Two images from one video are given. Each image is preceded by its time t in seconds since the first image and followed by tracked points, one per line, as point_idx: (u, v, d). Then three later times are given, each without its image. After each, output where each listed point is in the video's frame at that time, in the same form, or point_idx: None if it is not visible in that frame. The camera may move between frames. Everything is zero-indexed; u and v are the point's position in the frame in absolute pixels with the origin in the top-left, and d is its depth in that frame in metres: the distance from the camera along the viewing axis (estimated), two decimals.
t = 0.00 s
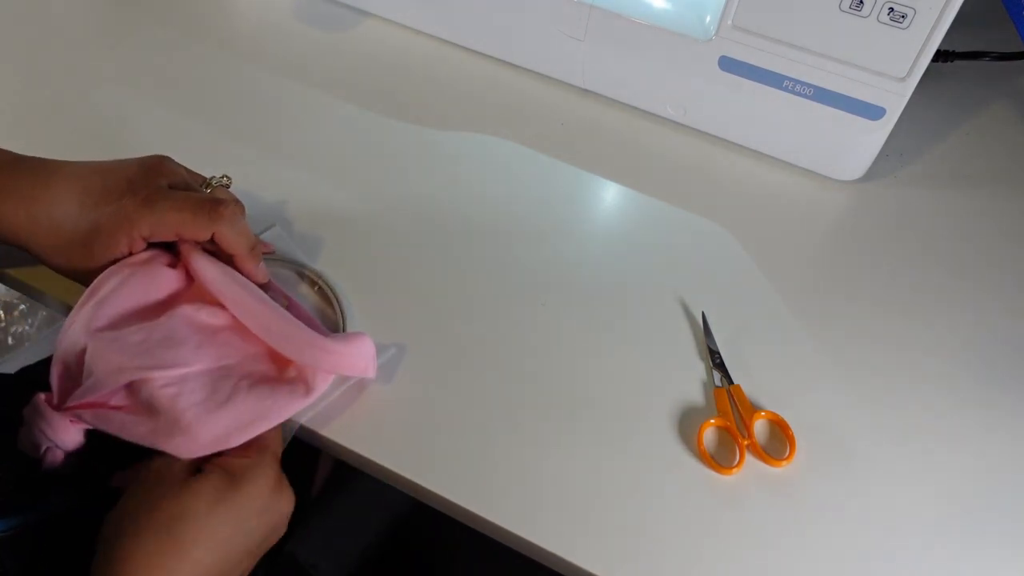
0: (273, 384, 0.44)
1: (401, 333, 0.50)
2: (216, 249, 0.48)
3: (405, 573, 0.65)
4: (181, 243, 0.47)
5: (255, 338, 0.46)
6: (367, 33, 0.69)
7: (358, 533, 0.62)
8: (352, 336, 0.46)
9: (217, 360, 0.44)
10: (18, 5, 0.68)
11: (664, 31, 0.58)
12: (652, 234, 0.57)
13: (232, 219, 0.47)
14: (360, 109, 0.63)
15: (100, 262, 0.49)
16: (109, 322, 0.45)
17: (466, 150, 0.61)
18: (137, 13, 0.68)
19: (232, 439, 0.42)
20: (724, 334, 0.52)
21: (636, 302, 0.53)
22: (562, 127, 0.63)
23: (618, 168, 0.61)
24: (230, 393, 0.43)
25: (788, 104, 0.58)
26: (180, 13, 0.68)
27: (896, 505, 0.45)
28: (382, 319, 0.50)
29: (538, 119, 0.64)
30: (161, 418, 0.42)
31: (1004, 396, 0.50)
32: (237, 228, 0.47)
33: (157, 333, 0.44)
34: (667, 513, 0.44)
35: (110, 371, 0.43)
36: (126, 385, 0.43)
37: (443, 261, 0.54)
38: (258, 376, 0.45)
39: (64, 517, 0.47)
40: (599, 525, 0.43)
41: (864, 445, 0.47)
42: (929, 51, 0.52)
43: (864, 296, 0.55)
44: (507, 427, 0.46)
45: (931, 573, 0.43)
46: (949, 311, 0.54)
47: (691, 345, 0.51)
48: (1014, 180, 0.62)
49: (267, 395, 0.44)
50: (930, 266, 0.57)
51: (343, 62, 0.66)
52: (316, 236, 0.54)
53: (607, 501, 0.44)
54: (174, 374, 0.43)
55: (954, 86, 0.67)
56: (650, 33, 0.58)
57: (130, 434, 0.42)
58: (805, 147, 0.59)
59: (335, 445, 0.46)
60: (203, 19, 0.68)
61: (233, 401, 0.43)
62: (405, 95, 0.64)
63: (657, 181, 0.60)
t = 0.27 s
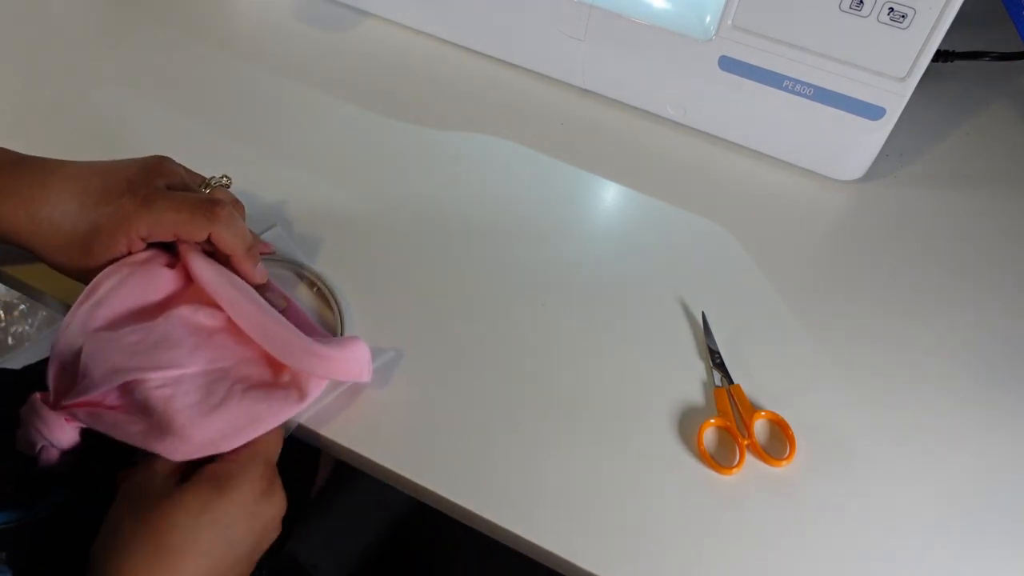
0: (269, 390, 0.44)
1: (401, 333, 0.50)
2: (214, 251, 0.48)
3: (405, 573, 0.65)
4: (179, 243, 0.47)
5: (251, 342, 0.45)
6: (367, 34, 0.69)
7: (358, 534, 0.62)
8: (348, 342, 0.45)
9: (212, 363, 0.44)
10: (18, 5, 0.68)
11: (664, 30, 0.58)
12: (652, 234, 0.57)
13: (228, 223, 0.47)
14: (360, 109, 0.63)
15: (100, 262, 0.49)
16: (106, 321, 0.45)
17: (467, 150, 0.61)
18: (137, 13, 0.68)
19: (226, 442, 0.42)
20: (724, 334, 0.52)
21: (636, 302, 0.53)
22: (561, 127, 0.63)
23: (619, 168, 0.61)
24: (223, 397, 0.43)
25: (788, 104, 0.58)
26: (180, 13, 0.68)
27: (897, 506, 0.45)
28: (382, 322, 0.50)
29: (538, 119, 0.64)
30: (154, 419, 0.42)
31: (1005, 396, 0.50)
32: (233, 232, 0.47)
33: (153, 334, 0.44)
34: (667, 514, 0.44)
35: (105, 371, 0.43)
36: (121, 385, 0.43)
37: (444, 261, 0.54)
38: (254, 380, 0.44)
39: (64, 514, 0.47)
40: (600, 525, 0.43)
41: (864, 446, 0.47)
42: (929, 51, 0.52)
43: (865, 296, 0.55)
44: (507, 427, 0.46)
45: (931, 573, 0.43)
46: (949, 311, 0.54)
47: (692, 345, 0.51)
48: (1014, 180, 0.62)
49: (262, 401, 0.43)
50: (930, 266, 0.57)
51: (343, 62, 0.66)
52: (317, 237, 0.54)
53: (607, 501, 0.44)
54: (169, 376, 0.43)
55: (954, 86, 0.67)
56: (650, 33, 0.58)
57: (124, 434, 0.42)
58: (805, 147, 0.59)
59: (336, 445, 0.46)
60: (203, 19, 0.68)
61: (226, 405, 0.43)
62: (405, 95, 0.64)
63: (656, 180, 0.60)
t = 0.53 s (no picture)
0: (271, 383, 0.44)
1: (402, 333, 0.50)
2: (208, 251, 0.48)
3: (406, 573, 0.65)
4: (176, 246, 0.47)
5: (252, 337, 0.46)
6: (367, 34, 0.69)
7: (361, 535, 0.61)
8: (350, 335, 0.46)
9: (215, 357, 0.44)
10: (18, 5, 0.68)
11: (664, 30, 0.58)
12: (652, 234, 0.57)
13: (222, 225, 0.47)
14: (360, 109, 0.63)
15: (98, 265, 0.49)
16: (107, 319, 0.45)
17: (467, 150, 0.61)
18: (137, 13, 0.68)
19: (228, 435, 0.43)
20: (724, 334, 0.52)
21: (636, 302, 0.53)
22: (561, 127, 0.63)
23: (619, 168, 0.61)
24: (228, 388, 0.43)
25: (788, 104, 0.58)
26: (180, 13, 0.68)
27: (897, 506, 0.45)
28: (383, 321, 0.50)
29: (538, 119, 0.64)
30: (157, 411, 0.42)
31: (1005, 396, 0.50)
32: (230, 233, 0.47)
33: (156, 329, 0.44)
34: (667, 514, 0.44)
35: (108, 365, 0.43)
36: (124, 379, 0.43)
37: (444, 261, 0.54)
38: (256, 373, 0.45)
39: (64, 513, 0.47)
40: (600, 525, 0.43)
41: (865, 446, 0.47)
42: (929, 51, 0.52)
43: (865, 296, 0.55)
44: (507, 427, 0.46)
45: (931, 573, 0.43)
46: (950, 311, 0.54)
47: (692, 345, 0.51)
48: (1014, 180, 0.62)
49: (266, 392, 0.44)
50: (930, 266, 0.57)
51: (343, 62, 0.66)
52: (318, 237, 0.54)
53: (607, 501, 0.44)
54: (172, 368, 0.43)
55: (954, 86, 0.67)
56: (650, 33, 0.58)
57: (127, 427, 0.42)
58: (805, 147, 0.59)
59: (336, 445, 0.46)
60: (203, 19, 0.68)
61: (230, 396, 0.43)
62: (405, 95, 0.64)
63: (656, 180, 0.60)
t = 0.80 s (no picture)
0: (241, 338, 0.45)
1: (402, 332, 0.50)
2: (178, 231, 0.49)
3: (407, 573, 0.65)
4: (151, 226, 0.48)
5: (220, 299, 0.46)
6: (367, 34, 0.68)
7: (358, 536, 0.62)
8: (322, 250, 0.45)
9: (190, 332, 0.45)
10: (18, 5, 0.68)
11: (664, 30, 0.58)
12: (652, 234, 0.57)
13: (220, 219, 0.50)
14: (361, 109, 0.63)
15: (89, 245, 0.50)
16: (122, 277, 0.47)
17: (467, 150, 0.61)
18: (137, 13, 0.68)
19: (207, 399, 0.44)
20: (724, 334, 0.52)
21: (636, 302, 0.53)
22: (561, 127, 0.63)
23: (619, 168, 0.61)
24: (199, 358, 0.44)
25: (788, 104, 0.58)
26: (180, 14, 0.68)
27: (897, 506, 0.45)
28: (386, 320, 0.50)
29: (538, 119, 0.64)
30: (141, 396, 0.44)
31: (1005, 396, 0.50)
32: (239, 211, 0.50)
33: (134, 321, 0.46)
34: (668, 514, 0.44)
35: (120, 206, 0.45)
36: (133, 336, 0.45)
37: (444, 261, 0.54)
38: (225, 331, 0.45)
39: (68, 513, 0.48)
40: (601, 526, 0.43)
41: (864, 446, 0.47)
42: (929, 51, 0.52)
43: (864, 296, 0.55)
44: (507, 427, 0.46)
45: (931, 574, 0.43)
46: (950, 311, 0.54)
47: (692, 345, 0.51)
48: (1014, 180, 0.62)
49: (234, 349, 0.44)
50: (930, 266, 0.57)
51: (344, 62, 0.66)
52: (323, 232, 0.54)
53: (607, 501, 0.44)
54: (152, 353, 0.45)
55: (954, 86, 0.67)
56: (650, 33, 0.58)
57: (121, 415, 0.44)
58: (805, 147, 0.59)
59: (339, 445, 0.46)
60: (203, 19, 0.68)
61: (199, 364, 0.44)
62: (405, 96, 0.64)
63: (656, 180, 0.60)
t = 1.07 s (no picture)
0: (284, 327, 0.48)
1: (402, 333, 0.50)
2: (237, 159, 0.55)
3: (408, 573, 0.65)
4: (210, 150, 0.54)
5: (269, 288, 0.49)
6: (367, 33, 0.68)
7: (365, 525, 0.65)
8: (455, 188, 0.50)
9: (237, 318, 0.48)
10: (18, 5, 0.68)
11: (664, 30, 0.58)
12: (652, 233, 0.57)
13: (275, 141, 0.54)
14: (361, 108, 0.63)
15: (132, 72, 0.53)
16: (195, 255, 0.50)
17: (467, 150, 0.61)
18: (138, 13, 0.68)
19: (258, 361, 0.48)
20: (724, 334, 0.52)
21: (637, 301, 0.53)
22: (561, 126, 0.63)
23: (619, 168, 0.61)
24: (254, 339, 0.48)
25: (788, 104, 0.58)
26: (180, 14, 0.68)
27: (898, 507, 0.45)
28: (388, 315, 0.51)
29: (538, 119, 0.64)
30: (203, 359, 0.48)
31: (1006, 396, 0.50)
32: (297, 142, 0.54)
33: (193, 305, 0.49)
34: (668, 513, 0.44)
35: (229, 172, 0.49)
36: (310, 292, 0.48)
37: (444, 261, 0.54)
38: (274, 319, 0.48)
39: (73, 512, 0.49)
40: (602, 525, 0.43)
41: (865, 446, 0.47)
42: (929, 51, 0.52)
43: (865, 296, 0.55)
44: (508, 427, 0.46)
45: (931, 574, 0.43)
46: (950, 311, 0.54)
47: (692, 344, 0.51)
48: (1015, 180, 0.62)
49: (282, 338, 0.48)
50: (931, 266, 0.57)
51: (344, 61, 0.66)
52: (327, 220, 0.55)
53: (607, 501, 0.44)
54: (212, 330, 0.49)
55: (955, 86, 0.67)
56: (650, 32, 0.58)
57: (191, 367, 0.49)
58: (805, 146, 0.59)
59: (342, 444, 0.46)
60: (204, 19, 0.68)
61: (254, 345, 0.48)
62: (406, 95, 0.64)
63: (657, 180, 0.60)
